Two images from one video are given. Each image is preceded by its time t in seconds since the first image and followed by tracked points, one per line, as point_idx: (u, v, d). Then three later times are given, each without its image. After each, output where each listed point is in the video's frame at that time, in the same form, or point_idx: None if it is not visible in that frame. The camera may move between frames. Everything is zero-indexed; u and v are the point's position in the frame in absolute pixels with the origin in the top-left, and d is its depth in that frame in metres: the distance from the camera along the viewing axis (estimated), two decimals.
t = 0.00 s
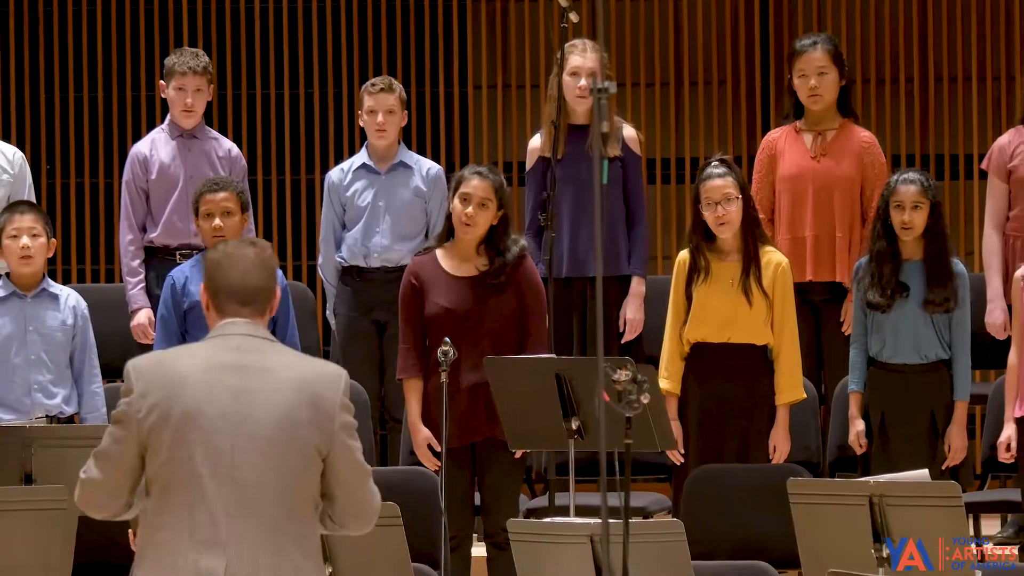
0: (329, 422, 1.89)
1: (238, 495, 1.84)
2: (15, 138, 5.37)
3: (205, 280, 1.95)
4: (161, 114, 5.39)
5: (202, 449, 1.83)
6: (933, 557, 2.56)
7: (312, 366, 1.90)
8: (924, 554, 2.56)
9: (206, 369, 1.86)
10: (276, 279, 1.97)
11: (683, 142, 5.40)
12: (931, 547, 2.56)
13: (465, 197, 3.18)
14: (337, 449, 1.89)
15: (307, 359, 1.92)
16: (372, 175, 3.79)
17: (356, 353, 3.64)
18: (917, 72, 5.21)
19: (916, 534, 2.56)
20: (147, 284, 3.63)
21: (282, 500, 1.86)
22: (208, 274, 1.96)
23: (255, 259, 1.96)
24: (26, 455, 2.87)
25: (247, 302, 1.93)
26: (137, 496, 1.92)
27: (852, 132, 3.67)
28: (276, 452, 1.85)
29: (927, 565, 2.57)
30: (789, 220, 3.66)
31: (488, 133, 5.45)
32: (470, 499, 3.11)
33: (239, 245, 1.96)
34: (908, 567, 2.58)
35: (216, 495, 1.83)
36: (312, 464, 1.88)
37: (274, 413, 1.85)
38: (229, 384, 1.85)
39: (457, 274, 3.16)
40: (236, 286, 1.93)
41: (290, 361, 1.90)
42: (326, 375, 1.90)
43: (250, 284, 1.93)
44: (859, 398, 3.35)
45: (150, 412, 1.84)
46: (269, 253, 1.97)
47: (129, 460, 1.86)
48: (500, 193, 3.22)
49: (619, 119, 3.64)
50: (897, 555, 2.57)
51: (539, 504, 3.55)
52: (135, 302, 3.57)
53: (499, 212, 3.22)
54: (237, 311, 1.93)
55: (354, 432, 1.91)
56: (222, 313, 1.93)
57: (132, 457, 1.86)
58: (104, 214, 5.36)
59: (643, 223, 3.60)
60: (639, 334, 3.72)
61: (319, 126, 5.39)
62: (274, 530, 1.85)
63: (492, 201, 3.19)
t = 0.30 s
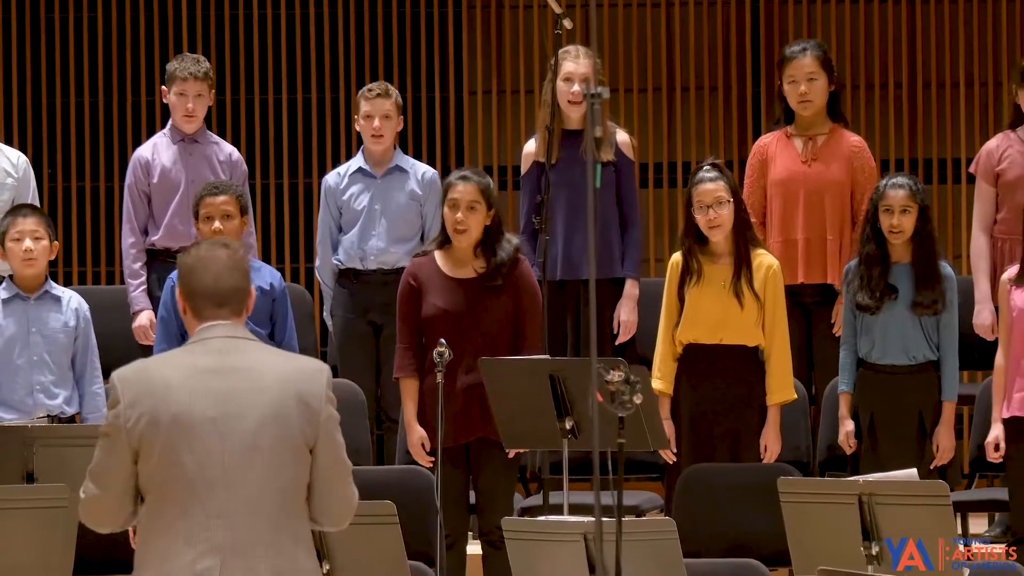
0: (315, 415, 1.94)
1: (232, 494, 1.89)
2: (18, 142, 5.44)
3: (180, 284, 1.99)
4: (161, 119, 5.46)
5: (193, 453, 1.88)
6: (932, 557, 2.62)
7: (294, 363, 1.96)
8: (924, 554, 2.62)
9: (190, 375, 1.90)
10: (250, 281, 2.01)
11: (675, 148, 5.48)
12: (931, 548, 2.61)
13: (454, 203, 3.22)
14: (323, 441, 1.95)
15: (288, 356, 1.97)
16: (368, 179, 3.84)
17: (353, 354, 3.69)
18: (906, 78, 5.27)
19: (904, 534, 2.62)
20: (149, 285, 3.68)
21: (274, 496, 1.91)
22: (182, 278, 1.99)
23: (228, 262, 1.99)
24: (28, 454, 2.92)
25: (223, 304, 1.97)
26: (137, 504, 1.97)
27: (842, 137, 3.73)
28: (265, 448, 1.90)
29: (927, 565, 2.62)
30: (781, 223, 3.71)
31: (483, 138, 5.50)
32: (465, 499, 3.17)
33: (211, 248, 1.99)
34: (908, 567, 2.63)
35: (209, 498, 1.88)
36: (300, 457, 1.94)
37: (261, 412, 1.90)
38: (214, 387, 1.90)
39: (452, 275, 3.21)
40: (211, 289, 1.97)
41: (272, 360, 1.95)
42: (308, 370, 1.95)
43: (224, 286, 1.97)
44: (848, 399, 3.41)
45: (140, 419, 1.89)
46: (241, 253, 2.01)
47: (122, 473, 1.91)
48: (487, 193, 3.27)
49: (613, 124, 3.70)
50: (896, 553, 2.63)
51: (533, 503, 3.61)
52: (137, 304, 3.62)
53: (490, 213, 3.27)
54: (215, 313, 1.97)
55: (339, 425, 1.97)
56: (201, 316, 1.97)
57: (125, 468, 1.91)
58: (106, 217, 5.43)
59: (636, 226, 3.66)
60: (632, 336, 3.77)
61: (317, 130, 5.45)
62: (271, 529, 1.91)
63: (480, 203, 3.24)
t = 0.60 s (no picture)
0: (311, 406, 1.97)
1: (233, 490, 1.91)
2: (21, 138, 5.49)
3: (169, 289, 2.02)
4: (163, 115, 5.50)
5: (193, 450, 1.91)
6: (933, 556, 2.67)
7: (288, 357, 1.99)
8: (924, 554, 2.67)
9: (187, 375, 1.93)
10: (237, 282, 2.05)
11: (670, 145, 5.51)
12: (931, 548, 2.66)
13: (452, 202, 3.27)
14: (320, 432, 1.98)
15: (282, 351, 2.00)
16: (367, 175, 3.88)
17: (352, 348, 3.73)
18: (898, 76, 5.31)
19: (896, 526, 2.67)
20: (152, 282, 3.70)
21: (275, 488, 1.94)
22: (170, 283, 2.03)
23: (215, 264, 2.03)
24: (32, 447, 2.94)
25: (213, 306, 2.01)
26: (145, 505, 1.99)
27: (836, 134, 3.78)
28: (263, 442, 1.93)
29: (926, 564, 2.68)
30: (776, 218, 3.75)
31: (481, 135, 5.54)
32: (463, 494, 3.21)
33: (197, 252, 2.03)
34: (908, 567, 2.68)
35: (211, 494, 1.91)
36: (298, 448, 1.97)
37: (258, 406, 1.93)
38: (211, 385, 1.93)
39: (450, 270, 3.26)
40: (199, 293, 2.00)
41: (265, 355, 1.98)
42: (301, 363, 1.98)
43: (212, 289, 2.01)
44: (841, 392, 3.46)
45: (140, 423, 1.91)
46: (229, 257, 2.04)
47: (124, 476, 1.94)
48: (485, 191, 3.31)
49: (609, 121, 3.74)
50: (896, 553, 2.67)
51: (531, 496, 3.65)
52: (140, 299, 3.64)
53: (488, 210, 3.31)
54: (204, 316, 2.00)
55: (335, 414, 2.00)
56: (191, 321, 2.00)
57: (127, 472, 1.94)
58: (107, 213, 5.47)
59: (632, 222, 3.70)
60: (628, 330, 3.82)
61: (316, 128, 5.49)
62: (271, 522, 1.94)
63: (479, 200, 3.28)
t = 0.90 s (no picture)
0: (314, 399, 2.00)
1: (232, 477, 1.95)
2: (24, 137, 5.53)
3: (185, 272, 2.06)
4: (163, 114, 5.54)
5: (196, 436, 1.95)
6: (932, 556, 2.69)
7: (294, 349, 2.02)
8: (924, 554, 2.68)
9: (194, 360, 1.97)
10: (253, 266, 2.08)
11: (665, 144, 5.56)
12: (931, 548, 2.70)
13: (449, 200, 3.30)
14: (323, 425, 2.01)
15: (289, 342, 2.03)
16: (364, 174, 3.92)
17: (350, 345, 3.78)
18: (890, 75, 5.36)
19: (887, 520, 2.71)
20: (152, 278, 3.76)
21: (274, 477, 1.97)
22: (187, 267, 2.06)
23: (230, 250, 2.06)
24: (34, 441, 2.97)
25: (226, 292, 2.04)
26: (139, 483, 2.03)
27: (828, 132, 3.82)
28: (265, 432, 1.96)
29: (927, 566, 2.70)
30: (768, 216, 3.80)
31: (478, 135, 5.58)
32: (460, 490, 3.26)
33: (214, 237, 2.06)
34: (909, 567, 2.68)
35: (211, 481, 1.95)
36: (300, 440, 2.00)
37: (261, 395, 1.97)
38: (216, 372, 1.96)
39: (449, 267, 3.30)
40: (213, 278, 2.04)
41: (272, 345, 2.01)
42: (307, 355, 2.01)
43: (226, 275, 2.04)
44: (833, 388, 3.52)
45: (144, 404, 1.95)
46: (245, 244, 2.07)
47: (124, 452, 1.97)
48: (482, 190, 3.34)
49: (605, 120, 3.78)
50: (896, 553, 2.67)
51: (527, 490, 3.69)
52: (141, 295, 3.70)
53: (485, 207, 3.35)
54: (217, 302, 2.04)
55: (339, 408, 2.03)
56: (204, 305, 2.05)
57: (127, 449, 1.97)
58: (107, 211, 5.51)
59: (627, 221, 3.74)
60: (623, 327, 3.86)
61: (315, 127, 5.53)
62: (268, 511, 1.98)
63: (476, 200, 3.32)
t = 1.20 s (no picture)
0: (313, 415, 2.01)
1: (229, 481, 1.97)
2: (22, 137, 5.55)
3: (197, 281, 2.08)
4: (162, 114, 5.56)
5: (193, 438, 1.96)
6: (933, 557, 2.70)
7: (298, 361, 2.03)
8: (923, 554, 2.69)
9: (196, 363, 1.99)
10: (264, 280, 2.11)
11: (659, 142, 5.58)
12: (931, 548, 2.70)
13: (446, 198, 3.33)
14: (323, 440, 2.02)
15: (293, 354, 2.05)
16: (361, 173, 3.94)
17: (346, 342, 3.80)
18: (883, 74, 5.39)
19: (881, 518, 2.74)
20: (149, 276, 3.78)
21: (270, 486, 1.99)
22: (199, 277, 2.09)
23: (243, 262, 2.09)
24: (32, 439, 2.99)
25: (236, 302, 2.07)
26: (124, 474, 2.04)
27: (821, 131, 3.85)
28: (261, 441, 1.98)
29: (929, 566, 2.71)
30: (762, 214, 3.82)
31: (473, 134, 5.60)
32: (455, 485, 3.26)
33: (228, 249, 2.09)
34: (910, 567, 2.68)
35: (206, 483, 1.96)
36: (296, 453, 2.01)
37: (261, 405, 1.98)
38: (217, 377, 1.98)
39: (445, 266, 3.32)
40: (225, 289, 2.06)
41: (276, 355, 2.02)
42: (310, 368, 2.02)
43: (239, 287, 2.07)
44: (825, 385, 3.54)
45: (144, 404, 1.96)
46: (257, 257, 2.10)
47: (115, 439, 1.98)
48: (479, 189, 3.36)
49: (599, 119, 3.80)
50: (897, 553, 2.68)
51: (522, 487, 3.72)
52: (138, 293, 3.72)
53: (481, 206, 3.37)
54: (227, 311, 2.07)
55: (340, 423, 2.04)
56: (214, 314, 2.07)
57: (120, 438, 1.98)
58: (105, 210, 5.54)
59: (621, 219, 3.77)
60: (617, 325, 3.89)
61: (311, 126, 5.55)
62: (262, 511, 1.99)
63: (472, 198, 3.34)
